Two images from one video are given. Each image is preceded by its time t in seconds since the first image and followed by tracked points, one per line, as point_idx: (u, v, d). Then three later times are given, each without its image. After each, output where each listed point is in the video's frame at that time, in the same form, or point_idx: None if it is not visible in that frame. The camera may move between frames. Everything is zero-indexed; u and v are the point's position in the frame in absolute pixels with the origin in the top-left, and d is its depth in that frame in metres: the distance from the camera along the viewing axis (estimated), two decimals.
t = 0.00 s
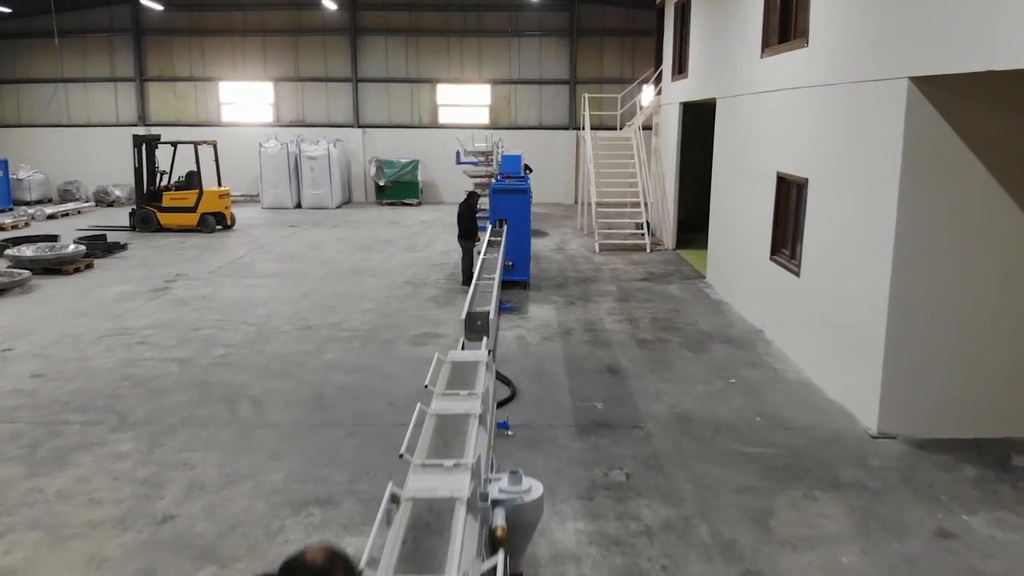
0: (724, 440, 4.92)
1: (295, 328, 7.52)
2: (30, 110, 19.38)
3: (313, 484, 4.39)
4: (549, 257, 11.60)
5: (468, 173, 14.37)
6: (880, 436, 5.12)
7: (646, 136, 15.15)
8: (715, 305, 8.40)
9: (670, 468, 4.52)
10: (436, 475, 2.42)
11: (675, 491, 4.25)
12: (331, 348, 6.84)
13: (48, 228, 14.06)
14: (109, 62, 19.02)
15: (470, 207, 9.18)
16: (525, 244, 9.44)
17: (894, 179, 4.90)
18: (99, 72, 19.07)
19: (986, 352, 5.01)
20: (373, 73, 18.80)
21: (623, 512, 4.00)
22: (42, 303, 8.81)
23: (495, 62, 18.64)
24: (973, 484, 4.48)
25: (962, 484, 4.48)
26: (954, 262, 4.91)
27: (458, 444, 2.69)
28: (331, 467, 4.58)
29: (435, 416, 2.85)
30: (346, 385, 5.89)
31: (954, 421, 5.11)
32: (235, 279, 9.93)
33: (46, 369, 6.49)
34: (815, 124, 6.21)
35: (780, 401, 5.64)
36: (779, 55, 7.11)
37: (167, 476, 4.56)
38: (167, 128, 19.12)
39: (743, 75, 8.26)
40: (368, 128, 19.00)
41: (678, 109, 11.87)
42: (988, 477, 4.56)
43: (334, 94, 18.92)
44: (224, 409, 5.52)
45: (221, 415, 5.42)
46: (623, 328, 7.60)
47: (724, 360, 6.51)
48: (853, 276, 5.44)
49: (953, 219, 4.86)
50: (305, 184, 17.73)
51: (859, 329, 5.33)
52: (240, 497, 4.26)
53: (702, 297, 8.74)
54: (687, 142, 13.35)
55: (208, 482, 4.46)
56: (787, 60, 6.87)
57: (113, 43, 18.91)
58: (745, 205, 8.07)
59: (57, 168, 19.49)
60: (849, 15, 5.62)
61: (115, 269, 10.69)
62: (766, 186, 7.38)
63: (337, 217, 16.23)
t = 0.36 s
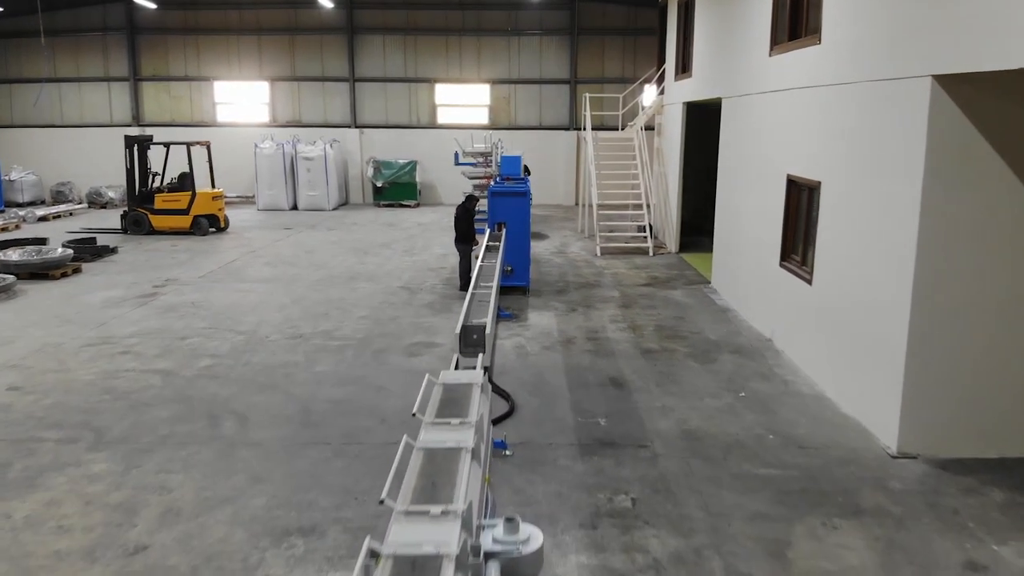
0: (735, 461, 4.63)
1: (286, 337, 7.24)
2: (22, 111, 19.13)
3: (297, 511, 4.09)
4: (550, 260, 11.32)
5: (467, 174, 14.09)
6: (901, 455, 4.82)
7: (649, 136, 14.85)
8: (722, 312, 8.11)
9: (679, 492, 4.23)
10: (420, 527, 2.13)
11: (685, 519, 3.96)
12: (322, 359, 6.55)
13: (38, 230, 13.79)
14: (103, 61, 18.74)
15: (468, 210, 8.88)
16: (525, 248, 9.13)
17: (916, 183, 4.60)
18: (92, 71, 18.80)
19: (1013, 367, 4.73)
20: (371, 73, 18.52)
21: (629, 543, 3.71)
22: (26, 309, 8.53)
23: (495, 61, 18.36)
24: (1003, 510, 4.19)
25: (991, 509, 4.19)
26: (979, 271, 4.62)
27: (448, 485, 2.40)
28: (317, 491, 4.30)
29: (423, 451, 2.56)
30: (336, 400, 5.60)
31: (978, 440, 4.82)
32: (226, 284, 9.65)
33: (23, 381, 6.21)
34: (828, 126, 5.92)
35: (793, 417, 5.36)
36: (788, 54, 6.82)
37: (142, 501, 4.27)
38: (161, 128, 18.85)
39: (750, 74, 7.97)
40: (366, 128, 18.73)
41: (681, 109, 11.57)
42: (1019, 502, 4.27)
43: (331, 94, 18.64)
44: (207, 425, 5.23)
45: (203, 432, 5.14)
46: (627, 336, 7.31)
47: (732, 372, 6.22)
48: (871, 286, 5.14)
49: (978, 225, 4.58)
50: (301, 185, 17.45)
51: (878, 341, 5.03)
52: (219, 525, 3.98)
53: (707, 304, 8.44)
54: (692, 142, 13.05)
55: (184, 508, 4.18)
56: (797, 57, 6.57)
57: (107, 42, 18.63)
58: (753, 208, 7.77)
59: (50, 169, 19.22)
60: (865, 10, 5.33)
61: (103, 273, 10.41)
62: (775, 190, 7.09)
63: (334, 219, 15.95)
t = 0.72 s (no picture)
0: (747, 482, 4.37)
1: (276, 345, 6.98)
2: (14, 110, 18.88)
3: (280, 537, 3.84)
4: (550, 264, 11.06)
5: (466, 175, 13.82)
6: (921, 474, 4.57)
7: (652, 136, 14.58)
8: (728, 318, 7.86)
9: (688, 516, 3.98)
10: None
11: (694, 546, 3.70)
12: (312, 369, 6.29)
13: (28, 232, 13.53)
14: (97, 61, 18.48)
15: (465, 213, 8.61)
16: (525, 252, 8.85)
17: (939, 188, 4.34)
18: (86, 71, 18.54)
19: None
20: (369, 72, 18.26)
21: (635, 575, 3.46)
22: (10, 315, 8.27)
23: (494, 60, 18.10)
24: None
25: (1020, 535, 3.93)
26: (1006, 281, 4.36)
27: (437, 534, 2.17)
28: (302, 515, 4.04)
29: (410, 489, 2.33)
30: (325, 413, 5.34)
31: (1003, 458, 4.56)
32: (217, 288, 9.39)
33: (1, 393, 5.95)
34: (842, 126, 5.66)
35: (806, 431, 5.10)
36: (798, 51, 6.56)
37: (116, 526, 4.01)
38: (156, 129, 18.58)
39: (757, 73, 7.71)
40: (364, 128, 18.47)
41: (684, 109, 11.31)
42: None
43: (329, 93, 18.38)
44: (189, 441, 4.98)
45: (185, 449, 4.88)
46: (630, 344, 7.06)
47: (740, 383, 5.96)
48: (889, 295, 4.88)
49: (1005, 232, 4.31)
50: (297, 186, 17.18)
51: (897, 353, 4.77)
52: (196, 553, 3.72)
53: (713, 310, 8.18)
54: (696, 143, 12.78)
55: (161, 534, 3.92)
56: (807, 54, 6.32)
57: (101, 41, 18.37)
58: (761, 211, 7.51)
59: (43, 170, 18.97)
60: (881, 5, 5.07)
61: (92, 277, 10.14)
62: (784, 193, 6.83)
63: (331, 220, 15.68)
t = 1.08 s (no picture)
0: (759, 504, 4.12)
1: (267, 353, 6.72)
2: (8, 110, 18.64)
3: (262, 565, 3.59)
4: (550, 267, 10.80)
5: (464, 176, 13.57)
6: (942, 496, 4.31)
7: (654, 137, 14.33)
8: (734, 325, 7.60)
9: (697, 542, 3.73)
10: None
11: None
12: (303, 379, 6.03)
13: (18, 234, 13.28)
14: (91, 61, 18.23)
15: (463, 216, 8.35)
16: (524, 256, 8.59)
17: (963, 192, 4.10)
18: (80, 70, 18.30)
19: None
20: (367, 72, 18.00)
21: None
22: None
23: (494, 60, 17.86)
24: None
25: None
26: None
27: None
28: (287, 540, 3.79)
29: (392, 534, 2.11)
30: (315, 428, 5.09)
31: None
32: (209, 293, 9.14)
33: None
34: (856, 127, 5.42)
35: (819, 447, 4.86)
36: (808, 49, 6.32)
37: (89, 552, 3.76)
38: (151, 129, 18.32)
39: (764, 73, 7.47)
40: (361, 129, 18.21)
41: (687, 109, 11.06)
42: None
43: (326, 93, 18.13)
44: (171, 459, 4.73)
45: (166, 466, 4.63)
46: (634, 352, 6.80)
47: (749, 395, 5.71)
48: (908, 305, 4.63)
49: None
50: (294, 187, 16.92)
51: (916, 367, 4.51)
52: None
53: (718, 317, 7.93)
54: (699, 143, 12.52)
55: (135, 562, 3.67)
56: (818, 52, 6.07)
57: (95, 40, 18.13)
58: (768, 215, 7.27)
59: (37, 171, 18.73)
60: None
61: (81, 281, 9.89)
62: (794, 196, 6.59)
63: (327, 222, 15.43)
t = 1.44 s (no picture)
0: (772, 528, 3.89)
1: (257, 362, 6.49)
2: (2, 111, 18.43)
3: None
4: (550, 271, 10.58)
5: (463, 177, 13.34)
6: (965, 517, 4.07)
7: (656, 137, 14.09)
8: (741, 332, 7.37)
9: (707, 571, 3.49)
10: None
11: None
12: (294, 390, 5.80)
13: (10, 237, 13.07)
14: (86, 60, 18.01)
15: (461, 219, 8.12)
16: (524, 261, 8.36)
17: (987, 197, 3.86)
18: (75, 70, 18.08)
19: None
20: (365, 72, 17.76)
21: None
22: None
23: (493, 59, 17.62)
24: None
25: None
26: None
27: None
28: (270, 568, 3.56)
29: None
30: (304, 444, 4.86)
31: None
32: (201, 298, 8.91)
33: None
34: (871, 127, 5.18)
35: (833, 465, 4.62)
36: (819, 46, 6.09)
37: None
38: (146, 129, 18.10)
39: (772, 72, 7.24)
40: (359, 129, 17.98)
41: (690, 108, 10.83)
42: None
43: (323, 93, 17.90)
44: (152, 477, 4.50)
45: (146, 485, 4.40)
46: (637, 360, 6.57)
47: (758, 408, 5.47)
48: (928, 314, 4.39)
49: None
50: (290, 188, 16.69)
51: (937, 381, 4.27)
52: None
53: (724, 323, 7.69)
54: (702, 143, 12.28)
55: None
56: (830, 49, 5.82)
57: (89, 40, 17.90)
58: (777, 219, 7.03)
59: (31, 172, 18.51)
60: None
61: (70, 285, 9.66)
62: (803, 199, 6.35)
63: (324, 224, 15.20)
